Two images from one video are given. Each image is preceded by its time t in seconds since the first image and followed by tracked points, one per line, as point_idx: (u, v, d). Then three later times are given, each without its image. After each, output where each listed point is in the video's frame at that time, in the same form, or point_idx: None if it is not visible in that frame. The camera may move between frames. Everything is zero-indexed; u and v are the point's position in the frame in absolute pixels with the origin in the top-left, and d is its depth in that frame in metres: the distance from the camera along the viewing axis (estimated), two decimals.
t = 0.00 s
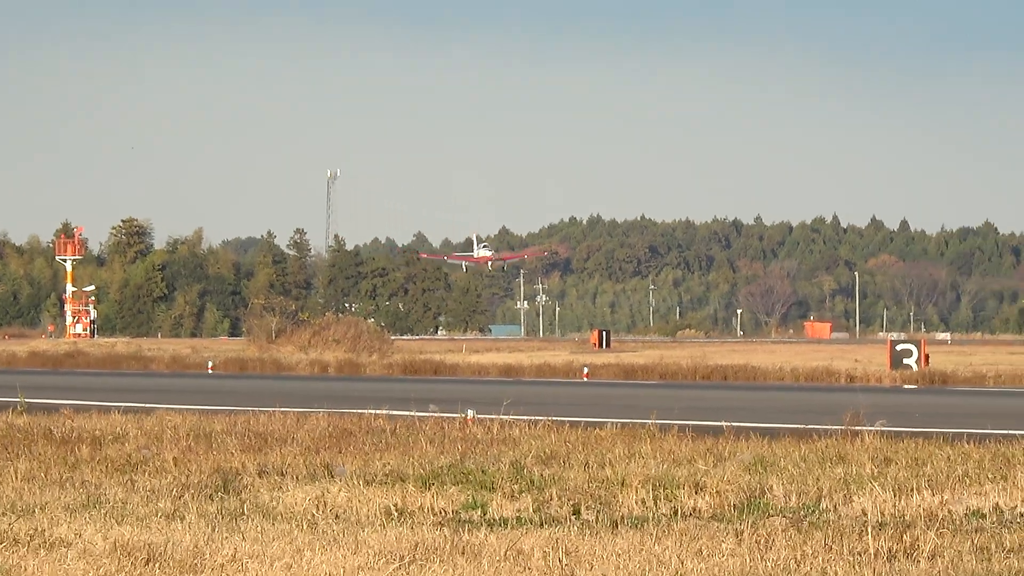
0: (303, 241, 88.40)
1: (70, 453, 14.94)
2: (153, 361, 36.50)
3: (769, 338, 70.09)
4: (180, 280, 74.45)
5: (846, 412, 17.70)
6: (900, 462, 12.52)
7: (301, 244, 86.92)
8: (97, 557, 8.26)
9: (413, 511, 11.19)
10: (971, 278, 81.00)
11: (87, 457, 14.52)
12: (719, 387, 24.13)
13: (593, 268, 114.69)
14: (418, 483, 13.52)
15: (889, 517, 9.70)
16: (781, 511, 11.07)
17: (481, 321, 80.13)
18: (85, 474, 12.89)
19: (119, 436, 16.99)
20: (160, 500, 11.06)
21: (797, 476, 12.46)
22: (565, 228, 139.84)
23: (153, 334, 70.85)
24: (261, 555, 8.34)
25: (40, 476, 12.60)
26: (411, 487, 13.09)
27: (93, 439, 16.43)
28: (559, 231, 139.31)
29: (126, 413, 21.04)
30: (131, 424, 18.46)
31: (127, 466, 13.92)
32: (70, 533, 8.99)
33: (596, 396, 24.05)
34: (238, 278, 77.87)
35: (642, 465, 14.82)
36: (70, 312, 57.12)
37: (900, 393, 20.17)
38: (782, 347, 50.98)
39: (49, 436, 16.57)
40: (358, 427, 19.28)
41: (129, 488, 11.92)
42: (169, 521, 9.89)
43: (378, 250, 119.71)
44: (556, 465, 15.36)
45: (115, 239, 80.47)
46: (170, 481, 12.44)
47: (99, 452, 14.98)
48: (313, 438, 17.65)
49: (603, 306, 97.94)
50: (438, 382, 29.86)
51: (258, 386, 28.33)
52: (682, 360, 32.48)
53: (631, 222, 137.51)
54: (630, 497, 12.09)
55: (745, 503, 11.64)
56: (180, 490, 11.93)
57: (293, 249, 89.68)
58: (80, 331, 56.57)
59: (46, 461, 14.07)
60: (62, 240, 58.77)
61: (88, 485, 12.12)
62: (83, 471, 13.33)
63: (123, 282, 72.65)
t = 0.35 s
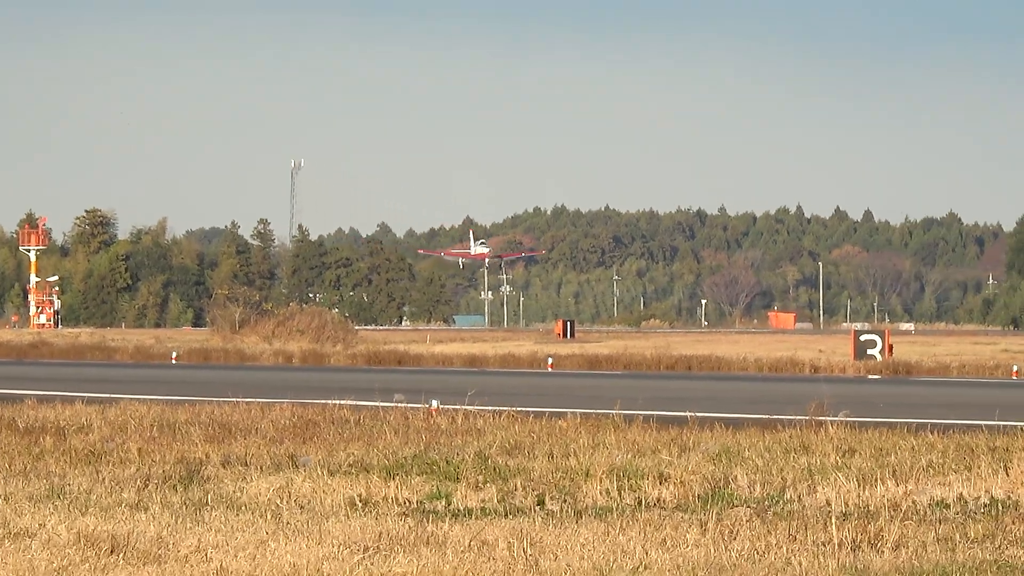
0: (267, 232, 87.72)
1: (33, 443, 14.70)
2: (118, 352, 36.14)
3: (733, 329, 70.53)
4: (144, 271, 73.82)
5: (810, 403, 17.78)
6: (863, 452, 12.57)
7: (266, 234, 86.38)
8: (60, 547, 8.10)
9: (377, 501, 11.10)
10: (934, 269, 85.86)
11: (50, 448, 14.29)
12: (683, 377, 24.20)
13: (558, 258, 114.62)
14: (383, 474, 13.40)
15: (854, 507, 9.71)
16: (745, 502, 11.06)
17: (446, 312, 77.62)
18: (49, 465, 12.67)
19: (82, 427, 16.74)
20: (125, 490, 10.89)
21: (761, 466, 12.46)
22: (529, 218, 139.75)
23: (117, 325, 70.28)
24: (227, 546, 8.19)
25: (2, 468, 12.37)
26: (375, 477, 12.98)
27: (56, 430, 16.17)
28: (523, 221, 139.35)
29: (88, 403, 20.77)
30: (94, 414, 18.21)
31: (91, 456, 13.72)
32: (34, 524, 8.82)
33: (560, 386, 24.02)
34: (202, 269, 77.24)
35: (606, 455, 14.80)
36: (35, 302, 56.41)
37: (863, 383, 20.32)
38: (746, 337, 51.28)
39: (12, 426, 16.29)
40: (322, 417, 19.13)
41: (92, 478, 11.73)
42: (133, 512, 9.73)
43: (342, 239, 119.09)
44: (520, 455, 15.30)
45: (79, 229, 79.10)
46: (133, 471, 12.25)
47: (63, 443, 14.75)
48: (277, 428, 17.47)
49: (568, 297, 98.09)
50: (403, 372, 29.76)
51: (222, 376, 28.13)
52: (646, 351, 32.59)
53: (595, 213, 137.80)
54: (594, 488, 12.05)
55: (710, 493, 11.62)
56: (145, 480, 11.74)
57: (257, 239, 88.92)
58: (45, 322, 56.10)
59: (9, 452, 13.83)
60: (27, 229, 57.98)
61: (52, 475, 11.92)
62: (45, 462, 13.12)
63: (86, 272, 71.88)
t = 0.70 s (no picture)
0: (231, 224, 87.19)
1: None
2: (81, 343, 35.70)
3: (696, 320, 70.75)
4: (108, 263, 73.40)
5: (773, 395, 17.81)
6: (826, 445, 12.58)
7: (230, 226, 85.96)
8: (21, 539, 7.92)
9: (340, 493, 10.98)
10: (898, 259, 86.14)
11: (14, 440, 14.05)
12: (647, 368, 24.18)
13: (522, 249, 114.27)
14: (346, 466, 13.27)
15: (816, 500, 9.70)
16: (708, 493, 11.04)
17: (410, 303, 78.02)
18: (11, 458, 12.46)
19: (46, 419, 16.48)
20: (88, 482, 10.71)
21: (726, 458, 12.45)
22: (494, 209, 139.43)
23: (81, 317, 69.65)
24: (190, 537, 8.03)
25: None
26: (338, 469, 12.85)
27: (20, 422, 15.92)
28: (487, 212, 139.09)
29: (50, 395, 20.50)
30: (58, 405, 17.95)
31: (55, 448, 13.52)
32: None
33: (523, 378, 23.99)
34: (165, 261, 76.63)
35: (569, 447, 14.74)
36: None
37: (827, 374, 20.40)
38: (710, 328, 51.43)
39: None
40: (286, 409, 18.95)
41: (55, 471, 11.52)
42: (96, 503, 9.55)
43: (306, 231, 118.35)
44: (483, 447, 15.21)
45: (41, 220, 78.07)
46: (97, 463, 12.06)
47: (27, 435, 14.51)
48: (241, 420, 17.29)
49: (531, 288, 97.96)
50: (368, 364, 29.59)
51: (186, 368, 27.83)
52: (611, 342, 32.58)
53: (559, 204, 137.74)
54: (557, 480, 11.98)
55: (673, 485, 11.59)
56: (108, 472, 11.55)
57: (221, 231, 88.24)
58: (7, 314, 54.38)
59: None
60: None
61: (14, 468, 11.71)
62: (7, 454, 12.89)
63: (49, 264, 71.10)
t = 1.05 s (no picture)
0: (196, 217, 85.91)
1: None
2: (42, 337, 35.22)
3: (659, 313, 70.95)
4: (72, 257, 72.78)
5: (737, 387, 17.83)
6: (790, 437, 12.60)
7: (195, 220, 84.82)
8: None
9: (305, 486, 10.86)
10: (861, 253, 87.18)
11: None
12: (612, 361, 24.16)
13: (485, 242, 114.16)
14: (310, 459, 13.12)
15: (781, 492, 9.70)
16: (672, 486, 11.02)
17: (373, 296, 78.23)
18: None
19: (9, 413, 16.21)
20: (52, 475, 10.52)
21: (690, 450, 12.43)
22: (457, 202, 139.12)
23: (45, 310, 68.63)
24: (153, 531, 7.90)
25: None
26: (302, 462, 12.72)
27: None
28: (450, 205, 138.76)
29: (11, 389, 20.17)
30: (21, 399, 17.67)
31: (18, 441, 13.29)
32: None
33: (487, 370, 23.93)
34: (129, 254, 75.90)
35: (533, 440, 14.67)
36: None
37: (790, 367, 20.47)
38: (674, 321, 51.56)
39: None
40: (251, 402, 18.76)
41: (18, 464, 11.32)
42: (60, 497, 9.38)
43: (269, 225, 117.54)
44: (447, 440, 15.11)
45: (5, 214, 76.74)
46: (61, 456, 11.86)
47: None
48: (205, 413, 17.09)
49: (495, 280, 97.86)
50: (332, 357, 29.42)
51: (149, 361, 27.52)
52: (575, 335, 32.57)
53: (523, 197, 137.73)
54: (521, 473, 11.91)
55: (638, 477, 11.55)
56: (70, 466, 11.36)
57: (184, 225, 87.53)
58: None
59: None
60: None
61: None
62: None
63: (13, 257, 70.19)
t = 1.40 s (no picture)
0: (158, 211, 85.64)
1: None
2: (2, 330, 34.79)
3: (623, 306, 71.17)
4: (35, 250, 72.18)
5: (701, 381, 17.89)
6: (753, 431, 12.64)
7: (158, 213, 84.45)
8: None
9: (268, 479, 10.77)
10: (825, 247, 88.20)
11: None
12: (577, 355, 24.18)
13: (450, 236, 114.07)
14: (274, 452, 13.02)
15: (744, 485, 9.72)
16: (636, 479, 11.03)
17: (336, 290, 76.91)
18: None
19: None
20: (14, 469, 10.37)
21: (653, 444, 12.45)
22: (421, 196, 138.88)
23: (7, 304, 68.06)
24: (117, 524, 7.79)
25: None
26: (267, 456, 12.61)
27: None
28: (415, 199, 138.47)
29: None
30: None
31: None
32: None
33: (452, 364, 23.88)
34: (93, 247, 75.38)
35: (496, 434, 14.64)
36: None
37: (755, 361, 20.56)
38: (638, 314, 51.80)
39: None
40: (214, 396, 18.60)
41: None
42: (22, 490, 9.25)
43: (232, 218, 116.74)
44: (411, 433, 15.04)
45: None
46: (23, 450, 11.70)
47: None
48: (169, 406, 16.91)
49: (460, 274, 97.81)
50: (297, 350, 29.26)
51: (112, 355, 27.25)
52: (540, 330, 32.57)
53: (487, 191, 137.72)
54: (486, 466, 11.87)
55: (602, 471, 11.54)
56: (34, 459, 11.21)
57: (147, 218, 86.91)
58: None
59: None
60: None
61: None
62: None
63: None
